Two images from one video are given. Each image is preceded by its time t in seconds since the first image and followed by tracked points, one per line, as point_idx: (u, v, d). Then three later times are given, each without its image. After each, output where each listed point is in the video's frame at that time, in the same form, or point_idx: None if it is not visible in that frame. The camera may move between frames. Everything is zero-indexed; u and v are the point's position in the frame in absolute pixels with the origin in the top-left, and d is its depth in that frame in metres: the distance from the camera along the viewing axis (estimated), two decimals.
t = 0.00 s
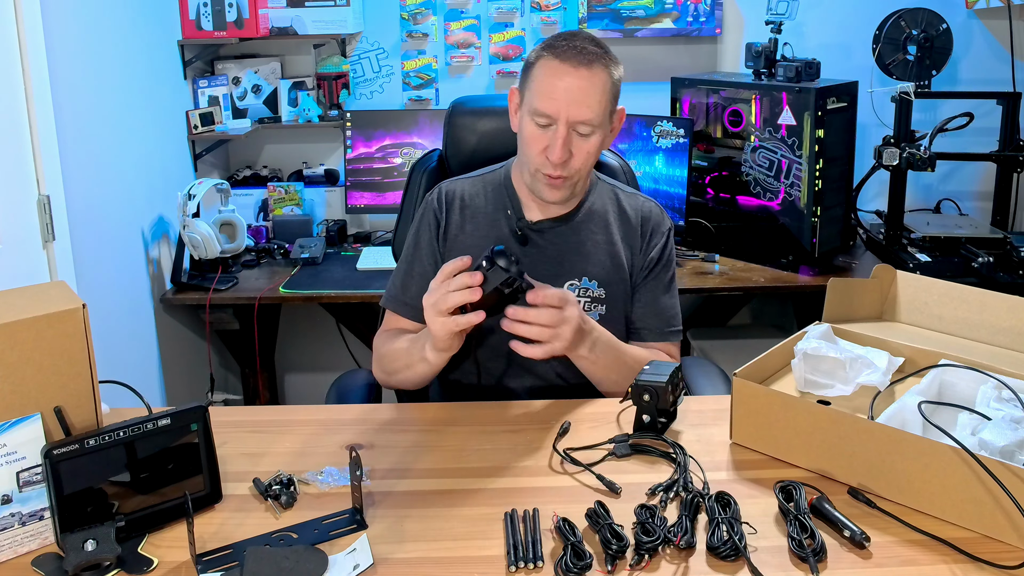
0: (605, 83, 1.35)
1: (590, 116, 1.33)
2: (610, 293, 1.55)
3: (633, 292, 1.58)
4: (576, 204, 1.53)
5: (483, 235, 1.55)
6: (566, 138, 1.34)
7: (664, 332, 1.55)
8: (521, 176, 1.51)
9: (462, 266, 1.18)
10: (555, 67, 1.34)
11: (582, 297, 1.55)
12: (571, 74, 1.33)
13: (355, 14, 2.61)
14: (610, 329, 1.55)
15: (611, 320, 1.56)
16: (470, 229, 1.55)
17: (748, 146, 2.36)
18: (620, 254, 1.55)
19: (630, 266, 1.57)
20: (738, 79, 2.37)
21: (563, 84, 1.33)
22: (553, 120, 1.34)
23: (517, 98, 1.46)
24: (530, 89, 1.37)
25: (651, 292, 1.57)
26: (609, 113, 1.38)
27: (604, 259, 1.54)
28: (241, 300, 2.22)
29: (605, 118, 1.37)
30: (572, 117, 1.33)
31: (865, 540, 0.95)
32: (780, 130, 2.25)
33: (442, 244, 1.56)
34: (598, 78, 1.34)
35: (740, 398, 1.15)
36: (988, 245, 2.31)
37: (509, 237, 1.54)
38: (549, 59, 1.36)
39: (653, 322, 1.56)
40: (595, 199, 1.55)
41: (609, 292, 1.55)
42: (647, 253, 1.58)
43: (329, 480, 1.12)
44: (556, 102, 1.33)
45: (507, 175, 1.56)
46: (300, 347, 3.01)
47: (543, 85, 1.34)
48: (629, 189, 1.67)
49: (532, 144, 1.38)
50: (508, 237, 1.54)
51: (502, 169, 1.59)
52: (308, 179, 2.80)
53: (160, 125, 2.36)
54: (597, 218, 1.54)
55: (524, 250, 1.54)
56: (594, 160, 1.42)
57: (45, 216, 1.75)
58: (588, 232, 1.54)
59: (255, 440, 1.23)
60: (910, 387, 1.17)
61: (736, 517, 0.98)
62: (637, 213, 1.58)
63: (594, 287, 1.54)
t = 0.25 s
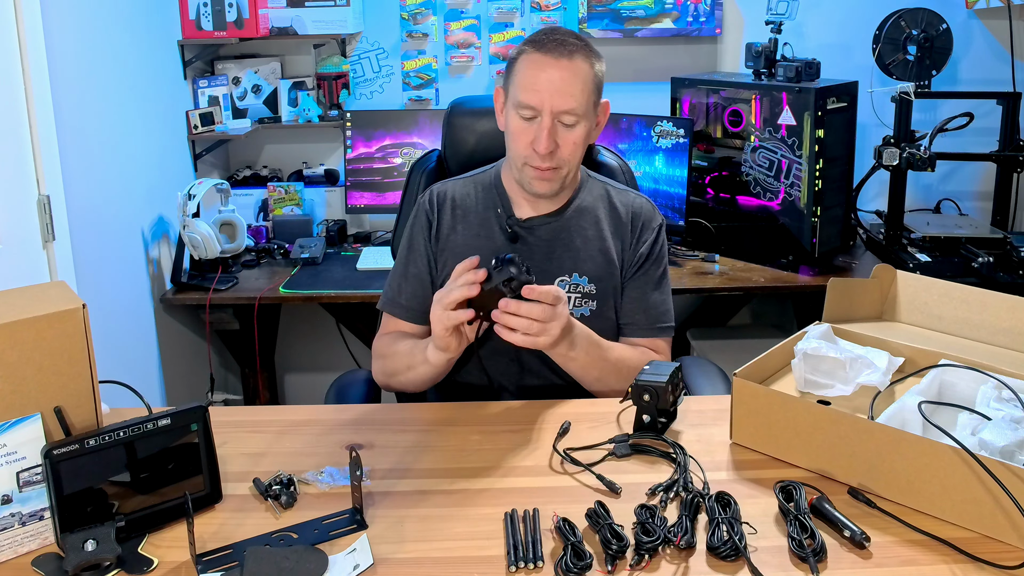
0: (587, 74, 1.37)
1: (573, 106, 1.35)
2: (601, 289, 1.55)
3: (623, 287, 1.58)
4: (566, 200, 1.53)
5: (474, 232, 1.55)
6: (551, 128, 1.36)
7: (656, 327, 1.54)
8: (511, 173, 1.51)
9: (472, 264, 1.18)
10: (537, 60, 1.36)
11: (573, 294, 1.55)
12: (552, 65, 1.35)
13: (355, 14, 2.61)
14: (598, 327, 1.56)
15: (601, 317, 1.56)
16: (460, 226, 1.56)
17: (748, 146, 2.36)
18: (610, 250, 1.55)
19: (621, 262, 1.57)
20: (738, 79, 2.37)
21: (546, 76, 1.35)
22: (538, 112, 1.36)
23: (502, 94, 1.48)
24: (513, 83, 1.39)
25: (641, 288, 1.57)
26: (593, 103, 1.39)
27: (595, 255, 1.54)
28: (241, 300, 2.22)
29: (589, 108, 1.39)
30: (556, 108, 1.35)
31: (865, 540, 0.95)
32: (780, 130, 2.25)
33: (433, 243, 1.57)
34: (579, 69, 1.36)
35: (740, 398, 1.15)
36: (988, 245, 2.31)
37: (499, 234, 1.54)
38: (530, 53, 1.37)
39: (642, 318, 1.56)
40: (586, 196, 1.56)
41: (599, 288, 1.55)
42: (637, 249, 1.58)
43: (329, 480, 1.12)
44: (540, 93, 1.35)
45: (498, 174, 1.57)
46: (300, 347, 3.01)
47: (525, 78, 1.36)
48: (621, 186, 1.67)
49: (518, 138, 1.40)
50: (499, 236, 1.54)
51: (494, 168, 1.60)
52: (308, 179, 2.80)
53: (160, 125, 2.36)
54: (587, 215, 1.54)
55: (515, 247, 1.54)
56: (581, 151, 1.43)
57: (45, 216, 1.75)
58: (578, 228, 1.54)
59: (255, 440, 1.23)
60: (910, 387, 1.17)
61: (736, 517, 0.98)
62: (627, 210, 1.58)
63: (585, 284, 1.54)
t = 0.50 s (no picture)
0: (565, 68, 1.38)
1: (555, 101, 1.36)
2: (596, 286, 1.55)
3: (619, 285, 1.58)
4: (557, 198, 1.54)
5: (468, 233, 1.55)
6: (535, 125, 1.37)
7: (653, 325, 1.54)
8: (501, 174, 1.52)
9: (482, 249, 1.20)
10: (514, 60, 1.36)
11: (568, 292, 1.55)
12: (529, 63, 1.36)
13: (355, 14, 2.61)
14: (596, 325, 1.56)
15: (597, 315, 1.57)
16: (454, 228, 1.56)
17: (748, 146, 2.36)
18: (603, 247, 1.55)
19: (615, 260, 1.57)
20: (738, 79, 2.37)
21: (524, 75, 1.35)
22: (520, 111, 1.37)
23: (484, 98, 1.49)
24: (492, 85, 1.39)
25: (636, 285, 1.57)
26: (573, 96, 1.40)
27: (589, 253, 1.54)
28: (241, 300, 2.22)
29: (571, 101, 1.39)
30: (538, 105, 1.36)
31: (865, 540, 0.95)
32: (780, 130, 2.25)
33: (428, 245, 1.57)
34: (556, 64, 1.37)
35: (739, 398, 1.15)
36: (988, 245, 2.31)
37: (493, 234, 1.55)
38: (506, 55, 1.38)
39: (638, 315, 1.56)
40: (578, 194, 1.56)
41: (594, 285, 1.55)
42: (631, 245, 1.57)
43: (329, 480, 1.12)
44: (521, 93, 1.35)
45: (489, 175, 1.57)
46: (301, 347, 3.01)
47: (504, 78, 1.37)
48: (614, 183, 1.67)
49: (504, 140, 1.40)
50: (493, 236, 1.54)
51: (486, 169, 1.60)
52: (308, 179, 2.80)
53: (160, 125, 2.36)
54: (580, 213, 1.55)
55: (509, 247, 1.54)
56: (568, 145, 1.44)
57: (45, 216, 1.75)
58: (571, 227, 1.54)
59: (255, 440, 1.23)
60: (910, 387, 1.17)
61: (736, 517, 0.98)
62: (621, 207, 1.58)
63: (580, 281, 1.55)
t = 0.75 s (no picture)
0: (541, 60, 1.40)
1: (539, 93, 1.38)
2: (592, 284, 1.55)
3: (614, 283, 1.58)
4: (550, 195, 1.54)
5: (462, 235, 1.55)
6: (525, 121, 1.39)
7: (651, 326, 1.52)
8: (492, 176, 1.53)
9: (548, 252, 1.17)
10: (490, 61, 1.39)
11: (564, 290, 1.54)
12: (507, 61, 1.38)
13: (355, 14, 2.61)
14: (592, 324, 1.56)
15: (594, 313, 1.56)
16: (448, 230, 1.56)
17: (748, 146, 2.36)
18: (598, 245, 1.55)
19: (610, 258, 1.57)
20: (738, 79, 2.37)
21: (504, 73, 1.37)
22: (507, 110, 1.39)
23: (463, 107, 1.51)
24: (474, 90, 1.41)
25: (632, 282, 1.56)
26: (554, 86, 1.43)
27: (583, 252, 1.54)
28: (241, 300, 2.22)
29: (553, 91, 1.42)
30: (523, 101, 1.38)
31: (865, 540, 0.95)
32: (780, 129, 2.25)
33: (423, 248, 1.58)
34: (533, 58, 1.39)
35: (739, 398, 1.15)
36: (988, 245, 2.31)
37: (486, 235, 1.54)
38: (481, 57, 1.39)
39: (635, 312, 1.56)
40: (571, 192, 1.56)
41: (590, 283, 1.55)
42: (626, 242, 1.58)
43: (329, 480, 1.12)
44: (505, 92, 1.38)
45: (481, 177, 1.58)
46: (301, 347, 3.01)
47: (485, 80, 1.39)
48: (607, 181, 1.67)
49: (495, 141, 1.42)
50: (486, 237, 1.54)
51: (477, 171, 1.61)
52: (308, 179, 2.80)
53: (160, 125, 2.36)
54: (574, 211, 1.55)
55: (503, 247, 1.54)
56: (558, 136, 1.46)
57: (45, 216, 1.75)
58: (564, 225, 1.54)
59: (255, 440, 1.23)
60: (910, 387, 1.17)
61: (736, 517, 0.98)
62: (614, 205, 1.58)
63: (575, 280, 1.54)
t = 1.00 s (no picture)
0: (512, 63, 1.42)
1: (518, 97, 1.39)
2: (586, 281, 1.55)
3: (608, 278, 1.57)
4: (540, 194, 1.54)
5: (454, 238, 1.56)
6: (510, 124, 1.40)
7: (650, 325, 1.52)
8: (483, 183, 1.53)
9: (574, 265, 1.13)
10: (465, 73, 1.40)
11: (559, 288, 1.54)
12: (481, 71, 1.39)
13: (355, 14, 2.61)
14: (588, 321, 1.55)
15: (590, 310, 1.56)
16: (441, 234, 1.57)
17: (748, 146, 2.36)
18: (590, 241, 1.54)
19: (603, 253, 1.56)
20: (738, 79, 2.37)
21: (481, 82, 1.39)
22: (491, 118, 1.40)
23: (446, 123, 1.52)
24: (454, 104, 1.43)
25: (626, 275, 1.55)
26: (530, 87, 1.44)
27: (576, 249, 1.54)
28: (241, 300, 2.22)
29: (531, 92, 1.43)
30: (504, 106, 1.39)
31: (864, 540, 0.95)
32: (780, 129, 2.25)
33: (417, 251, 1.57)
34: (505, 64, 1.40)
35: (739, 398, 1.15)
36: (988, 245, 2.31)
37: (479, 237, 1.55)
38: (453, 72, 1.41)
39: (632, 307, 1.55)
40: (562, 189, 1.56)
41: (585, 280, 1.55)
42: (619, 236, 1.57)
43: (329, 480, 1.12)
44: (485, 101, 1.39)
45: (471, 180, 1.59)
46: (301, 347, 3.01)
47: (464, 93, 1.40)
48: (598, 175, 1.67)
49: (484, 150, 1.43)
50: (479, 239, 1.55)
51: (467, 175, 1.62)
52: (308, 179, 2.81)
53: (160, 125, 2.36)
54: (565, 209, 1.55)
55: (496, 248, 1.55)
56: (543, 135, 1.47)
57: (45, 216, 1.75)
58: (556, 222, 1.54)
59: (255, 440, 1.23)
60: (910, 387, 1.17)
61: (736, 517, 0.98)
62: (605, 200, 1.58)
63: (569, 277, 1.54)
